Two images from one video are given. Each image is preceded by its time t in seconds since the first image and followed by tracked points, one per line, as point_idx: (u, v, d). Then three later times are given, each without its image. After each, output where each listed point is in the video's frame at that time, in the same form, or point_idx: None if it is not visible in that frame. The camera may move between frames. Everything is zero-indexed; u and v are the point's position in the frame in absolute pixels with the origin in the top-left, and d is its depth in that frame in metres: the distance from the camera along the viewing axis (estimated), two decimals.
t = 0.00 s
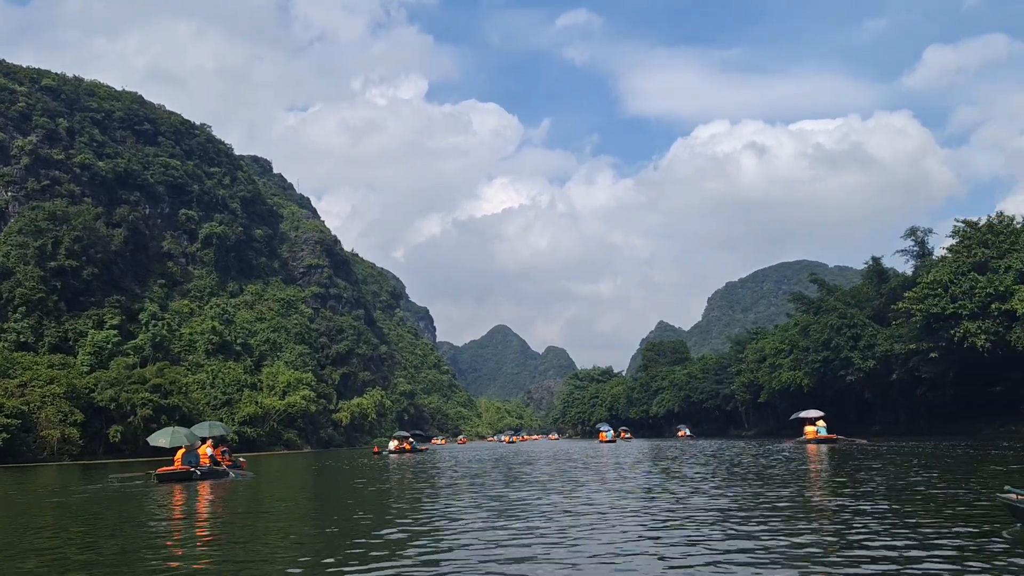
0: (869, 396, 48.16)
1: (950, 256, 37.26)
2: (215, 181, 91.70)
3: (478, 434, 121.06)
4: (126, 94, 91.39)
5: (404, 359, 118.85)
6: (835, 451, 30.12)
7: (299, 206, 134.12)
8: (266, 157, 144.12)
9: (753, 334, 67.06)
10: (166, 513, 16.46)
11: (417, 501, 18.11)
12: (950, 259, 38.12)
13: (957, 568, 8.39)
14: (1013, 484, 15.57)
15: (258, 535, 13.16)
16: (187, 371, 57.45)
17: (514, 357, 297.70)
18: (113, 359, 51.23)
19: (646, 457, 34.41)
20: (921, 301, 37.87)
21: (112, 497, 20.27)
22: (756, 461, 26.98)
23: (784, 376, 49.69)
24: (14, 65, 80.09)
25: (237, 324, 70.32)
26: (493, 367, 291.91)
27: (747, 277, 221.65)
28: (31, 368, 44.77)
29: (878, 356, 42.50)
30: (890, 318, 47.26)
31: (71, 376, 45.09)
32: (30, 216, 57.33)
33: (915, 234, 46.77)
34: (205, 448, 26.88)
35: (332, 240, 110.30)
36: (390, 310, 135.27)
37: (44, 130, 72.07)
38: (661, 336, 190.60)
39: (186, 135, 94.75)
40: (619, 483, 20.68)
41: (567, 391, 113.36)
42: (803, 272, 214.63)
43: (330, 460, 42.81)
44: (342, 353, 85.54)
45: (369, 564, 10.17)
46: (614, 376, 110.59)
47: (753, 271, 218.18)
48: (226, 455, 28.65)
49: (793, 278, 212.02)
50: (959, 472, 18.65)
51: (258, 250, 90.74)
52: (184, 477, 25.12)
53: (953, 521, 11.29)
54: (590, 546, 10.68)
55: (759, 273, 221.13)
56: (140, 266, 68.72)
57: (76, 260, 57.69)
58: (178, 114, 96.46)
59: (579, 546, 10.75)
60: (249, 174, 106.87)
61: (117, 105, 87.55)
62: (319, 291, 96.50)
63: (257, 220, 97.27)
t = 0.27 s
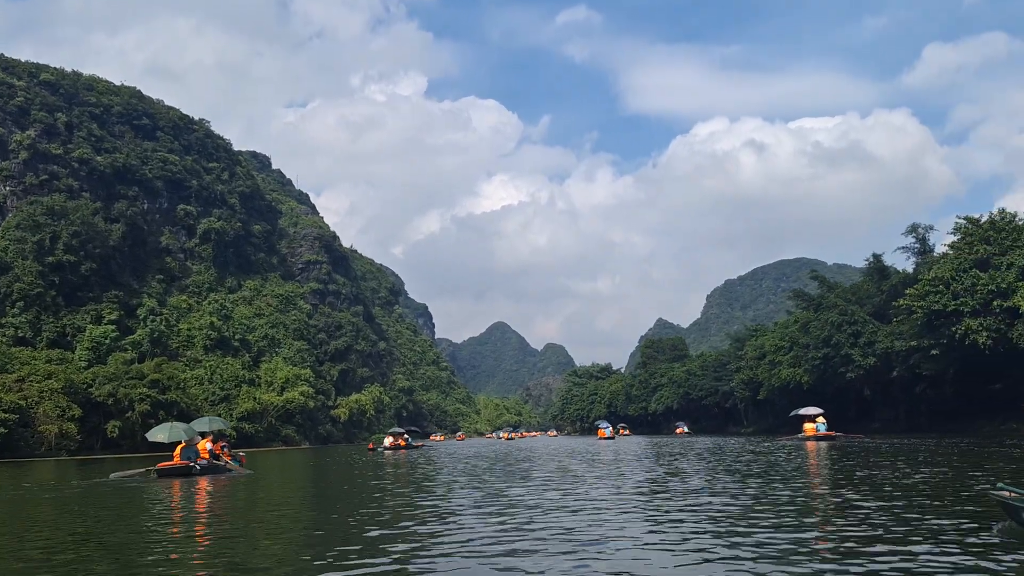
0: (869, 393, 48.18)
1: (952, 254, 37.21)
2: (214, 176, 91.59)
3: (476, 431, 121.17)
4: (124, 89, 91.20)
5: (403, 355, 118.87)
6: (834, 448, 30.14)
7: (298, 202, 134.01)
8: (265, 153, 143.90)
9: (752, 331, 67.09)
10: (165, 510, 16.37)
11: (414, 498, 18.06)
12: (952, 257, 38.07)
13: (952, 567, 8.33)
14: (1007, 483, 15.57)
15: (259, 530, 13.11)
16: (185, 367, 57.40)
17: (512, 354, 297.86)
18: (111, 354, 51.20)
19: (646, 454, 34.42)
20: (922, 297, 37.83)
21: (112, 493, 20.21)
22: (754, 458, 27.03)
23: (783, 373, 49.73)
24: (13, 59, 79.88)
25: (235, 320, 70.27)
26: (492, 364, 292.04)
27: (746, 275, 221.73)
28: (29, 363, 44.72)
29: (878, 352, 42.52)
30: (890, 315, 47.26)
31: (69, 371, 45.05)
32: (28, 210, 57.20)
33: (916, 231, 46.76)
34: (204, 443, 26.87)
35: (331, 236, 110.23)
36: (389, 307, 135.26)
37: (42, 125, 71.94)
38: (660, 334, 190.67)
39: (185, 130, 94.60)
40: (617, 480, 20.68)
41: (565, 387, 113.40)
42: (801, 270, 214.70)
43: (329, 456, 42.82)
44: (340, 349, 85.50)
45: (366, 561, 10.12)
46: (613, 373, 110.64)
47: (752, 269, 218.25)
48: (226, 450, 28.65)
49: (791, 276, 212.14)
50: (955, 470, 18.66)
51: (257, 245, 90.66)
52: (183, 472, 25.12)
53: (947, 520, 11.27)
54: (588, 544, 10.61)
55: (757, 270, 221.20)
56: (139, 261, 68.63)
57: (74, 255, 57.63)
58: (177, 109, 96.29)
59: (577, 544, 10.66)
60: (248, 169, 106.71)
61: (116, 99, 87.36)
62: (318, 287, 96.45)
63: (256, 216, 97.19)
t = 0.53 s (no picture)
0: (868, 390, 48.21)
1: (953, 250, 37.21)
2: (212, 172, 91.47)
3: (475, 428, 121.28)
4: (122, 85, 91.02)
5: (402, 352, 118.89)
6: (834, 446, 30.16)
7: (297, 198, 133.89)
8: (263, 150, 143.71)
9: (751, 329, 67.12)
10: (165, 506, 16.36)
11: (411, 495, 18.06)
12: (952, 254, 38.06)
13: (942, 565, 8.37)
14: (1000, 481, 15.66)
15: (257, 527, 13.08)
16: (183, 363, 57.33)
17: (511, 351, 298.01)
18: (109, 351, 51.15)
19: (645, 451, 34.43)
20: (923, 295, 37.83)
21: (111, 489, 20.19)
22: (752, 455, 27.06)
23: (783, 370, 49.76)
24: (10, 54, 79.71)
25: (233, 317, 70.20)
26: (490, 361, 292.16)
27: (744, 273, 221.87)
28: (26, 359, 44.65)
29: (878, 350, 42.55)
30: (890, 312, 47.28)
31: (66, 367, 44.98)
32: (26, 206, 57.10)
33: (916, 227, 46.77)
34: (204, 439, 26.84)
35: (330, 232, 110.14)
36: (388, 303, 135.22)
37: (40, 120, 71.79)
38: (659, 331, 190.76)
39: (183, 126, 94.42)
40: (614, 477, 20.69)
41: (564, 384, 113.42)
42: (800, 268, 214.80)
43: (327, 453, 42.78)
44: (339, 346, 85.43)
45: (361, 558, 10.10)
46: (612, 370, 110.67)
47: (751, 266, 218.32)
48: (226, 446, 28.62)
49: (790, 273, 212.30)
50: (950, 468, 18.72)
51: (255, 242, 90.61)
52: (183, 469, 25.09)
53: (939, 517, 11.31)
54: (584, 541, 10.59)
55: (756, 268, 221.32)
56: (137, 257, 68.54)
57: (72, 250, 57.55)
58: (175, 105, 96.10)
59: (572, 542, 10.66)
60: (246, 165, 106.55)
61: (113, 95, 87.16)
62: (316, 283, 96.38)
63: (254, 212, 97.10)
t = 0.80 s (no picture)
0: (869, 388, 48.21)
1: (955, 247, 37.17)
2: (211, 169, 91.36)
3: (474, 425, 121.36)
4: (121, 81, 90.85)
5: (401, 350, 118.92)
6: (834, 443, 30.18)
7: (296, 195, 133.81)
8: (262, 147, 143.57)
9: (752, 326, 67.15)
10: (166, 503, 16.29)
11: (410, 492, 18.02)
12: (955, 250, 38.05)
13: (940, 564, 8.34)
14: (997, 479, 15.69)
15: (256, 525, 12.97)
16: (183, 360, 57.23)
17: (511, 349, 298.25)
18: (107, 348, 51.10)
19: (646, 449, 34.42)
20: (926, 291, 37.81)
21: (111, 487, 20.11)
22: (752, 453, 27.08)
23: (784, 368, 49.81)
24: (8, 50, 79.58)
25: (232, 313, 70.15)
26: (490, 358, 292.43)
27: (744, 270, 221.97)
28: (24, 356, 44.57)
29: (880, 347, 42.53)
30: (892, 309, 47.30)
31: (64, 364, 44.93)
32: (24, 202, 57.00)
33: (919, 224, 46.75)
34: (205, 436, 26.81)
35: (329, 229, 110.04)
36: (387, 301, 135.22)
37: (38, 117, 71.67)
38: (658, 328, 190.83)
39: (181, 122, 94.29)
40: (613, 474, 20.67)
41: (564, 381, 113.45)
42: (800, 265, 214.87)
43: (327, 450, 42.82)
44: (338, 343, 85.35)
45: (361, 556, 9.99)
46: (611, 368, 110.71)
47: (751, 264, 218.35)
48: (227, 444, 28.57)
49: (790, 271, 212.37)
50: (949, 466, 18.75)
51: (254, 239, 90.57)
52: (183, 466, 25.05)
53: (937, 515, 11.31)
54: (585, 540, 10.50)
55: (756, 265, 221.40)
56: (135, 253, 68.44)
57: (70, 247, 57.49)
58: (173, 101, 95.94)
59: (570, 539, 10.65)
60: (245, 162, 106.39)
61: (112, 91, 86.99)
62: (316, 280, 96.34)
63: (253, 208, 97.03)
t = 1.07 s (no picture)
0: (871, 385, 48.17)
1: (961, 244, 37.13)
2: (211, 165, 91.32)
3: (474, 422, 121.45)
4: (121, 77, 90.74)
5: (401, 346, 118.95)
6: (836, 441, 30.15)
7: (297, 192, 133.79)
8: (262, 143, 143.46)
9: (753, 323, 67.12)
10: (168, 501, 16.23)
11: (409, 489, 17.99)
12: (960, 247, 37.99)
13: (940, 562, 8.32)
14: (998, 476, 15.70)
15: (256, 522, 12.89)
16: (183, 356, 57.23)
17: (511, 346, 298.33)
18: (107, 344, 51.13)
19: (647, 446, 34.41)
20: (930, 289, 37.75)
21: (110, 483, 20.03)
22: (754, 450, 27.08)
23: (786, 365, 49.79)
24: (7, 46, 79.49)
25: (232, 310, 70.15)
26: (490, 355, 292.52)
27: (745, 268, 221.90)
28: (24, 352, 44.58)
29: (883, 344, 42.48)
30: (895, 307, 47.26)
31: (64, 360, 44.94)
32: (23, 198, 56.95)
33: (923, 221, 46.69)
34: (207, 433, 26.85)
35: (329, 226, 110.01)
36: (387, 298, 135.26)
37: (38, 112, 71.61)
38: (658, 326, 190.91)
39: (182, 118, 94.21)
40: (613, 472, 20.67)
41: (564, 379, 113.47)
42: (801, 263, 214.79)
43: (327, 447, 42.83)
44: (338, 340, 85.34)
45: (361, 554, 9.91)
46: (612, 365, 110.75)
47: (751, 261, 218.39)
48: (229, 440, 28.61)
49: (790, 269, 212.42)
50: (951, 463, 18.75)
51: (255, 235, 90.57)
52: (185, 462, 25.10)
53: (937, 513, 11.31)
54: (585, 538, 10.42)
55: (756, 263, 221.40)
56: (135, 250, 68.42)
57: (70, 243, 57.48)
58: (174, 97, 95.84)
59: (572, 536, 10.67)
60: (246, 159, 106.32)
61: (112, 87, 86.89)
62: (316, 277, 96.31)
63: (253, 205, 96.98)
